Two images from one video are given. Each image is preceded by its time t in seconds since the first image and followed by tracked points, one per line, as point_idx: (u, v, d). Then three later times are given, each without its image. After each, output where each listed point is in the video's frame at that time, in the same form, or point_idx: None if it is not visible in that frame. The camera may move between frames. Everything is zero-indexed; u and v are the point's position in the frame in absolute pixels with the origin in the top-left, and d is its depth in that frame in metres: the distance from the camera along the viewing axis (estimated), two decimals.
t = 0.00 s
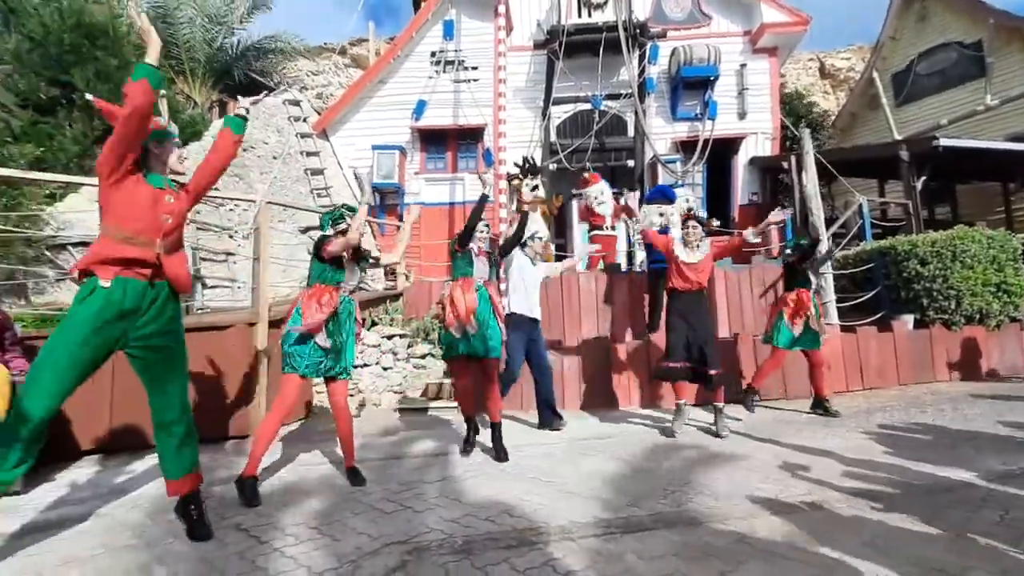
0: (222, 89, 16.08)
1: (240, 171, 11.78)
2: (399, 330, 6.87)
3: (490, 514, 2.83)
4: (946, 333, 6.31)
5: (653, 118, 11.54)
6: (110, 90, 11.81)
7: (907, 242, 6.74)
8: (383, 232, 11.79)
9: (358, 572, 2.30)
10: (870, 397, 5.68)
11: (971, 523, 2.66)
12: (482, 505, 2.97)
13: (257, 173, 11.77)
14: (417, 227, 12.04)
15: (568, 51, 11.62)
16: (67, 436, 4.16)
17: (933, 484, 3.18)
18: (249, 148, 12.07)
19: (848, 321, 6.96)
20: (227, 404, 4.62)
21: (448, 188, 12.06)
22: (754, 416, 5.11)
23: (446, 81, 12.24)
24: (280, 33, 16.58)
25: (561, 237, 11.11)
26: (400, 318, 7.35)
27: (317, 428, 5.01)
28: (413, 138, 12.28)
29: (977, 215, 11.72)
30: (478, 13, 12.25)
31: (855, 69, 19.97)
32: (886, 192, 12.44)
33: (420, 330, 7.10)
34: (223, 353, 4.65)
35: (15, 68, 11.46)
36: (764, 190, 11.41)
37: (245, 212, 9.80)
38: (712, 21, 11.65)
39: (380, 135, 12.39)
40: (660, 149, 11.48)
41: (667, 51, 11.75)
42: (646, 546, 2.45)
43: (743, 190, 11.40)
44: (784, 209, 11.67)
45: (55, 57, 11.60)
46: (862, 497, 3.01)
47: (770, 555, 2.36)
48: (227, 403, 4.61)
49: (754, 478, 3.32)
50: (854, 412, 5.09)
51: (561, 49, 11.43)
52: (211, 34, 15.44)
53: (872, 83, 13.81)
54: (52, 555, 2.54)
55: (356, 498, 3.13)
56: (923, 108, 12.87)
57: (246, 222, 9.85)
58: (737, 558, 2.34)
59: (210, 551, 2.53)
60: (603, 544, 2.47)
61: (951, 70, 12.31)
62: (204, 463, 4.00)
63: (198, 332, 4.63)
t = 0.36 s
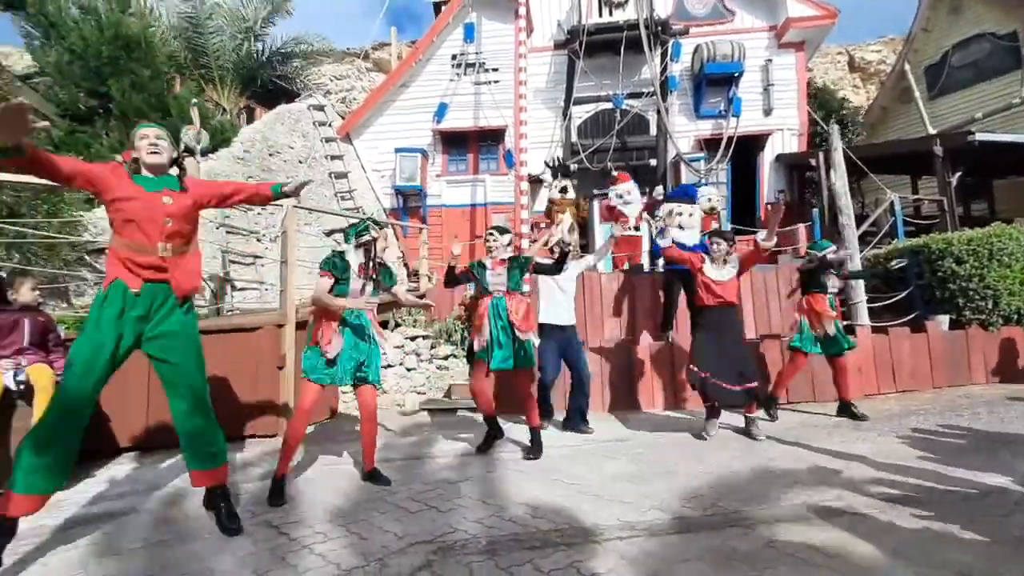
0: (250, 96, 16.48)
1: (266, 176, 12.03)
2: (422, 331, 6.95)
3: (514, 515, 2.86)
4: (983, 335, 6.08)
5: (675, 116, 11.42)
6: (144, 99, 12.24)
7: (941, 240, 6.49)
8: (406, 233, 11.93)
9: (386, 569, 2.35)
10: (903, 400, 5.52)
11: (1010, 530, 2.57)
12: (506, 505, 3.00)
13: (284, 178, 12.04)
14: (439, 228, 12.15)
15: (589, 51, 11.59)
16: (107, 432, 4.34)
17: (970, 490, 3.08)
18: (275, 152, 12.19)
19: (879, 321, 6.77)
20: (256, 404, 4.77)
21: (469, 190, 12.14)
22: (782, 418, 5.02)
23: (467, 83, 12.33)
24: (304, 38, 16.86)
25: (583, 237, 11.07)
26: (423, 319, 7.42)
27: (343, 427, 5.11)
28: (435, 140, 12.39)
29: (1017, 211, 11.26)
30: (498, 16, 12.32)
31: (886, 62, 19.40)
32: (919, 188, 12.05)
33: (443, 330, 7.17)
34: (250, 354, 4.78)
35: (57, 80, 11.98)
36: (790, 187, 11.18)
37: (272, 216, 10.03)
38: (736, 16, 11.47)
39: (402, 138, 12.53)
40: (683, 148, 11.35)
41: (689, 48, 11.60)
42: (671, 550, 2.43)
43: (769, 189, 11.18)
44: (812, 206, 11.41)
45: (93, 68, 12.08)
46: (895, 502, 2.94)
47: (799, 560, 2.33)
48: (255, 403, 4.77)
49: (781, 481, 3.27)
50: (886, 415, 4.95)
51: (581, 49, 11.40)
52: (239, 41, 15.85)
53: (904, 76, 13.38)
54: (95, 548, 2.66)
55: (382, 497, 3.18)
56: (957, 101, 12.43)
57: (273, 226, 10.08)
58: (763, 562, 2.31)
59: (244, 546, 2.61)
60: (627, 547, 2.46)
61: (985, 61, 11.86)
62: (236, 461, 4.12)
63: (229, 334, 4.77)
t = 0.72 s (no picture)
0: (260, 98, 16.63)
1: (275, 177, 12.12)
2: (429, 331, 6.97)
3: (521, 515, 2.87)
4: (997, 336, 6.01)
5: (683, 116, 11.38)
6: (156, 102, 12.40)
7: (953, 240, 6.43)
8: (414, 234, 11.99)
9: (394, 568, 2.37)
10: (915, 402, 5.46)
11: (1023, 533, 2.54)
12: (513, 505, 3.00)
13: (293, 179, 12.16)
14: (447, 229, 12.20)
15: (596, 51, 11.60)
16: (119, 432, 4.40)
17: (982, 492, 3.05)
18: (285, 154, 12.33)
19: (890, 323, 6.71)
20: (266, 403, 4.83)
21: (476, 190, 12.18)
22: (791, 420, 4.99)
23: (475, 84, 12.36)
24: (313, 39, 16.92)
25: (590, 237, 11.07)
26: (431, 319, 7.43)
27: (351, 427, 5.14)
28: (442, 141, 12.44)
29: None
30: (506, 17, 12.34)
31: (897, 60, 19.20)
32: (931, 188, 11.93)
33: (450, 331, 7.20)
34: (259, 355, 4.84)
35: (71, 83, 12.14)
36: (800, 187, 11.10)
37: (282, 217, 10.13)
38: (745, 16, 11.40)
39: (410, 140, 12.59)
40: (691, 148, 11.31)
41: (697, 47, 11.56)
42: (679, 551, 2.43)
43: (778, 189, 11.12)
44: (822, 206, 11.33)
45: (106, 72, 12.25)
46: (905, 504, 2.91)
47: (807, 562, 2.32)
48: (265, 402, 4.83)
49: (790, 483, 3.25)
50: (896, 416, 4.91)
51: (589, 49, 11.40)
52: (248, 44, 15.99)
53: (915, 74, 13.25)
54: (109, 545, 2.70)
55: (391, 497, 3.20)
56: (970, 100, 12.28)
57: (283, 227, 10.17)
58: (772, 564, 2.31)
59: (255, 544, 2.64)
60: (635, 548, 2.46)
61: (997, 60, 11.66)
62: (245, 460, 4.16)
63: (238, 334, 4.80)
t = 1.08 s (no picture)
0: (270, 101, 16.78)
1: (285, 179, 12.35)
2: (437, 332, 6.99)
3: (529, 516, 2.87)
4: (1012, 337, 5.92)
5: (692, 116, 11.33)
6: (169, 105, 12.56)
7: (967, 240, 6.35)
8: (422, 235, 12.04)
9: (403, 567, 2.39)
10: (928, 404, 5.40)
11: None
12: (521, 506, 3.01)
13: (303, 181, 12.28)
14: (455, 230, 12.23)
15: (604, 51, 11.56)
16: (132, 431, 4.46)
17: (998, 496, 3.01)
18: (295, 156, 12.55)
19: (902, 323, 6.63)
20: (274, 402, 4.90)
21: (485, 192, 12.20)
22: (801, 422, 4.95)
23: (482, 86, 12.38)
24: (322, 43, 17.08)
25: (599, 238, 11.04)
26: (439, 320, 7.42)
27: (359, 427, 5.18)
28: (450, 143, 12.48)
29: None
30: (514, 18, 12.35)
31: (911, 57, 18.97)
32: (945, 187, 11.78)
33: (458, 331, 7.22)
34: (267, 355, 4.90)
35: (85, 88, 12.33)
36: (810, 187, 11.02)
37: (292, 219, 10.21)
38: (754, 15, 11.33)
39: (418, 141, 12.63)
40: (700, 148, 11.26)
41: (706, 47, 11.51)
42: (688, 553, 2.42)
43: (788, 189, 11.03)
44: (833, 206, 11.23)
45: (120, 76, 12.43)
46: (918, 507, 2.88)
47: (817, 565, 2.30)
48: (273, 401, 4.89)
49: (799, 485, 3.23)
50: (909, 419, 4.85)
51: (597, 50, 11.38)
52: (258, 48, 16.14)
53: (929, 72, 13.09)
54: (123, 542, 2.74)
55: (399, 496, 3.22)
56: (985, 97, 12.09)
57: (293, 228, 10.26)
58: (781, 566, 2.29)
59: (265, 542, 2.67)
60: (643, 549, 2.46)
61: (1014, 56, 11.41)
62: (256, 460, 4.21)
63: (246, 335, 4.85)
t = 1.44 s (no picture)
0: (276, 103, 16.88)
1: (292, 181, 12.41)
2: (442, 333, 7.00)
3: (535, 517, 2.87)
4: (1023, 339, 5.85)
5: (698, 116, 11.30)
6: (177, 108, 12.67)
7: (976, 242, 6.29)
8: (427, 236, 12.07)
9: (409, 568, 2.39)
10: (936, 406, 5.35)
11: None
12: (526, 508, 3.01)
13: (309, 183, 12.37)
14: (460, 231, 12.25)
15: (609, 52, 11.55)
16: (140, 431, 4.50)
17: (1008, 500, 2.97)
18: (301, 158, 12.64)
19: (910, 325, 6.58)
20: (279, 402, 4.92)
21: (489, 193, 12.22)
22: (807, 424, 4.92)
23: (488, 87, 12.41)
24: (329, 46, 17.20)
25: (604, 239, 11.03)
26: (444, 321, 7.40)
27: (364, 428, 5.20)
28: (456, 144, 12.49)
29: None
30: (519, 19, 12.35)
31: (919, 57, 18.85)
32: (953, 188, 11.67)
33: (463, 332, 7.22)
34: (273, 355, 4.93)
35: (96, 92, 12.47)
36: (817, 187, 10.96)
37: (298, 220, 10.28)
38: (760, 15, 11.28)
39: (424, 143, 12.65)
40: (705, 148, 11.23)
41: (712, 48, 11.47)
42: (693, 555, 2.42)
43: (794, 190, 10.97)
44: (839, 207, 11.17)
45: (128, 79, 12.55)
46: (926, 511, 2.86)
47: (823, 568, 2.29)
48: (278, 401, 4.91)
49: (807, 488, 3.21)
50: (917, 421, 4.81)
51: (602, 51, 11.39)
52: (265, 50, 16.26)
53: (937, 71, 13.00)
54: (132, 541, 2.76)
55: (404, 497, 3.23)
56: (995, 96, 11.98)
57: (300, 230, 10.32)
58: (788, 569, 2.28)
59: (271, 542, 2.68)
60: (648, 551, 2.45)
61: None
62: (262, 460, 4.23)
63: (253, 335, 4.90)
